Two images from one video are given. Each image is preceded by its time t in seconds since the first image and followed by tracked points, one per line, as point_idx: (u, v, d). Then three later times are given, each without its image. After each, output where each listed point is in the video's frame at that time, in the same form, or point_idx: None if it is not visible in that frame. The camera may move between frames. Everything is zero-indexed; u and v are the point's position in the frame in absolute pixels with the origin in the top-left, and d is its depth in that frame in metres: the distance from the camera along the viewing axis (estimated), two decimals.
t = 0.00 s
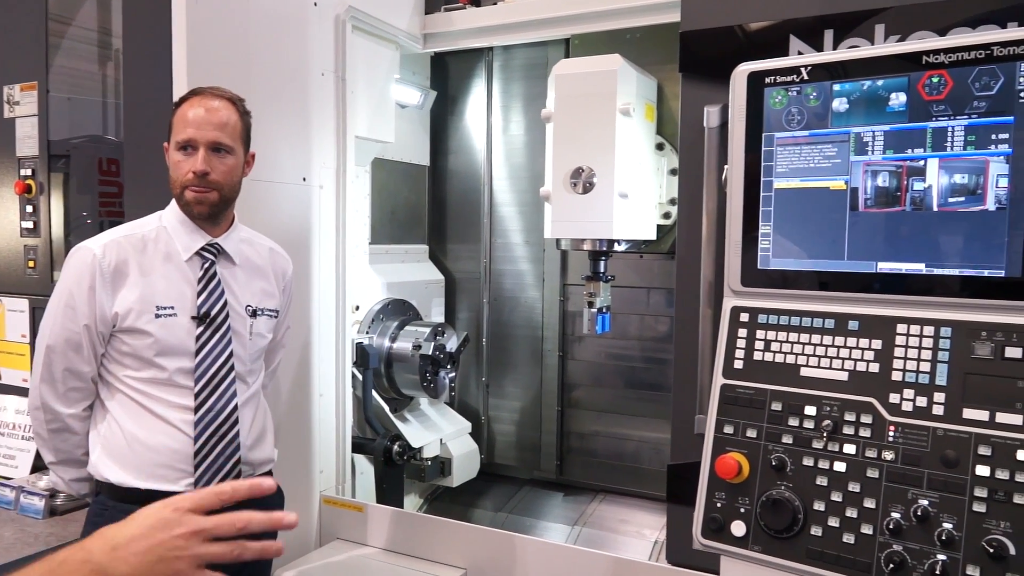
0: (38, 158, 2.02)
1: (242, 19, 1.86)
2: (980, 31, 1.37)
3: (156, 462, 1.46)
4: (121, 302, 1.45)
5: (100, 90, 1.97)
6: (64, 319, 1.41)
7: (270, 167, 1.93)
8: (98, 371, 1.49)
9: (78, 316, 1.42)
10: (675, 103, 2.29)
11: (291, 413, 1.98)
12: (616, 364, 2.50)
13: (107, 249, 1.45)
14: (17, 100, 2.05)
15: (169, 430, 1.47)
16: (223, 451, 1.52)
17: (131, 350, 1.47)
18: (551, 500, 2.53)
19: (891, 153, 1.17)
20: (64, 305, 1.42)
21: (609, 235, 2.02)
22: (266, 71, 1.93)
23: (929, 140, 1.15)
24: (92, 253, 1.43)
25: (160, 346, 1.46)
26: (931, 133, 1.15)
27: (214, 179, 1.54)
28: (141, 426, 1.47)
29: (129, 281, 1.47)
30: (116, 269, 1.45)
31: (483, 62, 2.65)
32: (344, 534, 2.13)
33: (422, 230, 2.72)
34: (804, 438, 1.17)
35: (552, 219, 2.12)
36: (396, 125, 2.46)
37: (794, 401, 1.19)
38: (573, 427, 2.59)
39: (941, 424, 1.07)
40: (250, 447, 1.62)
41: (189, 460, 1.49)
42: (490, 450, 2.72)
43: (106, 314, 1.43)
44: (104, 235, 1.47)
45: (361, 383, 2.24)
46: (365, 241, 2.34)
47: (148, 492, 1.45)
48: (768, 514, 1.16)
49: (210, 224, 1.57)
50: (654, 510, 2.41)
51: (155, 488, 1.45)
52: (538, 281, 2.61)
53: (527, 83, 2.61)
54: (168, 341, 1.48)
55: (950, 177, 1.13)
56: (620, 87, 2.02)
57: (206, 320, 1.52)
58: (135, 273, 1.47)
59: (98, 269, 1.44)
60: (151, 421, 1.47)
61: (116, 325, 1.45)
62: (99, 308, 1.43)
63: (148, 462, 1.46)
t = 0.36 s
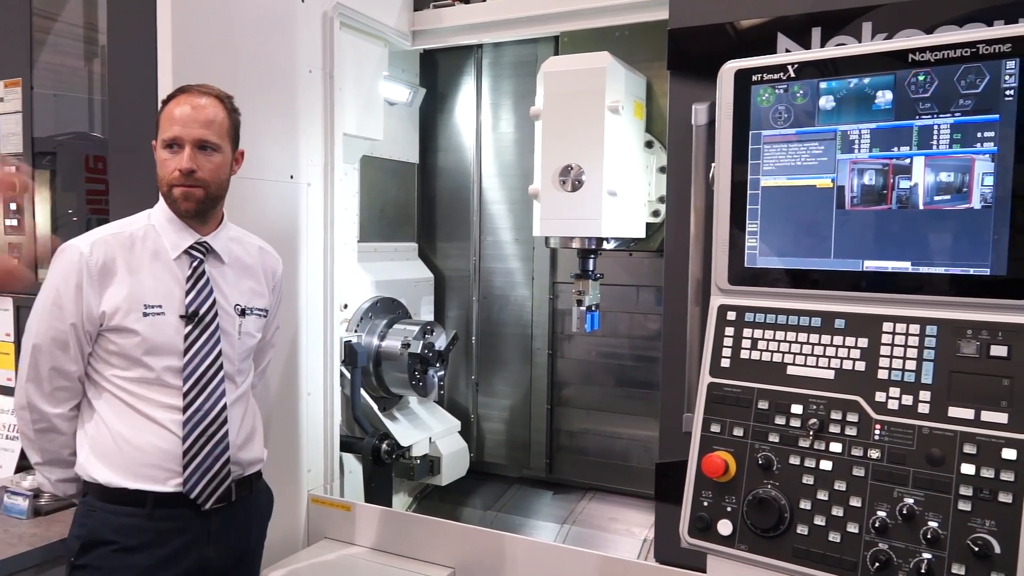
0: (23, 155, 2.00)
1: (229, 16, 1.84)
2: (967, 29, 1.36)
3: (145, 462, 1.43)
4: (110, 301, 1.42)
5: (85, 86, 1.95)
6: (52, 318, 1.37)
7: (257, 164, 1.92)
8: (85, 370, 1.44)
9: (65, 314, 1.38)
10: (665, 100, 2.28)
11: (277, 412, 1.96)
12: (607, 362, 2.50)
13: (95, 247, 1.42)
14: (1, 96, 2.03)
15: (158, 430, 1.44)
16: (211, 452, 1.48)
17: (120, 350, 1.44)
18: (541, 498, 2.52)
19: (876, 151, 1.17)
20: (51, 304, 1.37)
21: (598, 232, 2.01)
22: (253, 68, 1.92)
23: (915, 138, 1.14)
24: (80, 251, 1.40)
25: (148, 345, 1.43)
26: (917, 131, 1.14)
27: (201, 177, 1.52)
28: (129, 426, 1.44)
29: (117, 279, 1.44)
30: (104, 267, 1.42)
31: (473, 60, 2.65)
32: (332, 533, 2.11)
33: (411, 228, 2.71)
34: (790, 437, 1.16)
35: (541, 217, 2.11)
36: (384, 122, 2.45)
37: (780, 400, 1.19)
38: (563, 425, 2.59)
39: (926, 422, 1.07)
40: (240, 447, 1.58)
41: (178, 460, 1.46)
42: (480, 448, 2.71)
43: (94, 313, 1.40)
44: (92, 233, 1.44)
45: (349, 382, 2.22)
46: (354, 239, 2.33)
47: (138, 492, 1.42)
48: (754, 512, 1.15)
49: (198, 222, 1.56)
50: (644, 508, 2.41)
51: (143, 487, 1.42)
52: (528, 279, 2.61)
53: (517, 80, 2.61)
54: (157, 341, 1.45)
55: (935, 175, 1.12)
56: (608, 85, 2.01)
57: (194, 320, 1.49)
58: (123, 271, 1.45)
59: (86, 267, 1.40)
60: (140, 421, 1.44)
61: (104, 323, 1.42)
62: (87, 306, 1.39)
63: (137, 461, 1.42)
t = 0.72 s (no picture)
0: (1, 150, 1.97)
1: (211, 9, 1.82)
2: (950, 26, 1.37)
3: (122, 462, 1.41)
4: (85, 299, 1.40)
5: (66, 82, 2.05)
6: (25, 317, 1.35)
7: (240, 160, 1.90)
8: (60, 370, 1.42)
9: (39, 313, 1.36)
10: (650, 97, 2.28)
11: (259, 410, 1.94)
12: (593, 360, 2.50)
13: (69, 245, 1.40)
14: None
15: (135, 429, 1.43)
16: (192, 450, 1.47)
17: (95, 348, 1.42)
18: (527, 496, 2.52)
19: (860, 148, 1.16)
20: (24, 302, 1.35)
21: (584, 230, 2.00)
22: (236, 63, 1.89)
23: (899, 135, 1.14)
24: (54, 249, 1.39)
25: (125, 343, 1.42)
26: (901, 129, 1.13)
27: (174, 172, 1.49)
28: (106, 426, 1.42)
29: (92, 277, 1.42)
30: (78, 264, 1.41)
31: (459, 56, 2.63)
32: (316, 532, 2.09)
33: (396, 225, 2.69)
34: (773, 435, 1.16)
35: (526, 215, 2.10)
36: (369, 118, 2.43)
37: (764, 398, 1.19)
38: (548, 423, 2.59)
39: (908, 420, 1.07)
40: (221, 446, 1.57)
41: (157, 460, 1.44)
42: (466, 446, 2.70)
43: (69, 311, 1.38)
44: (66, 231, 1.43)
45: (333, 379, 2.20)
46: (338, 235, 2.31)
47: (115, 493, 1.40)
48: (737, 511, 1.16)
49: (174, 218, 1.54)
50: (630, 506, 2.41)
51: (119, 488, 1.40)
52: (514, 277, 2.61)
53: (503, 77, 2.60)
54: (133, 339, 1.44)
55: (919, 172, 1.12)
56: (594, 81, 2.00)
57: (172, 317, 1.48)
58: (98, 268, 1.43)
59: (60, 265, 1.39)
60: (117, 420, 1.42)
61: (79, 322, 1.40)
62: (62, 305, 1.37)
63: (114, 462, 1.40)
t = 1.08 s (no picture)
0: None
1: (190, 8, 1.80)
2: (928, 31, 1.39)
3: (97, 466, 1.39)
4: (60, 301, 1.38)
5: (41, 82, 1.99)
6: None
7: (218, 160, 1.87)
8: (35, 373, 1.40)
9: (13, 315, 1.33)
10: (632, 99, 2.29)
11: (239, 413, 1.91)
12: (576, 361, 2.50)
13: (44, 246, 1.38)
14: None
15: (112, 433, 1.40)
16: (169, 455, 1.45)
17: (71, 351, 1.39)
18: (510, 498, 2.52)
19: (842, 151, 1.18)
20: None
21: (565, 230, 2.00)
22: (215, 61, 1.87)
23: (879, 138, 1.15)
24: (28, 250, 1.36)
25: (101, 347, 1.40)
26: (881, 132, 1.15)
27: (147, 172, 1.46)
28: (82, 431, 1.40)
29: (68, 278, 1.40)
30: (53, 266, 1.38)
31: (441, 56, 2.62)
32: (298, 536, 2.07)
33: (378, 226, 2.67)
34: (758, 436, 1.18)
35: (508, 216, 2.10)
36: (350, 119, 2.41)
37: (747, 399, 1.20)
38: (532, 424, 2.59)
39: (891, 420, 1.08)
40: (200, 450, 1.55)
41: (134, 465, 1.42)
42: (449, 448, 2.70)
43: (43, 314, 1.35)
44: (41, 232, 1.40)
45: (315, 382, 2.18)
46: (319, 237, 2.29)
47: (90, 497, 1.37)
48: (722, 511, 1.17)
49: (150, 219, 1.51)
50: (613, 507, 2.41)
51: (94, 493, 1.38)
52: (496, 278, 2.60)
53: (485, 78, 2.60)
54: (110, 342, 1.41)
55: (899, 175, 1.13)
56: (576, 82, 2.00)
57: (149, 320, 1.46)
58: (73, 270, 1.40)
59: (35, 266, 1.36)
60: (92, 424, 1.40)
61: (54, 324, 1.38)
62: (36, 308, 1.35)
63: (89, 467, 1.38)
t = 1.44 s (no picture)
0: None
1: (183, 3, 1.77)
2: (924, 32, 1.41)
3: (97, 469, 1.36)
4: (58, 301, 1.35)
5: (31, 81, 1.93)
6: None
7: (212, 159, 1.85)
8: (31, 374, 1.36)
9: (10, 316, 1.29)
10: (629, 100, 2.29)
11: (232, 415, 1.89)
12: (568, 361, 2.51)
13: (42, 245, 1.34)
14: None
15: (112, 435, 1.38)
16: (169, 457, 1.43)
17: (69, 352, 1.36)
18: (502, 498, 2.52)
19: (844, 152, 1.20)
20: None
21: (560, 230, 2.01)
22: (208, 58, 1.85)
23: (882, 140, 1.17)
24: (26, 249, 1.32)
25: (100, 348, 1.37)
26: (883, 133, 1.17)
27: (143, 172, 1.42)
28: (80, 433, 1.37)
29: (66, 279, 1.37)
30: (52, 266, 1.35)
31: (432, 55, 2.62)
32: (290, 539, 2.05)
33: (369, 225, 2.66)
34: (760, 438, 1.19)
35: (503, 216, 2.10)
36: (343, 117, 2.39)
37: (750, 400, 1.21)
38: (524, 424, 2.59)
39: (894, 422, 1.10)
40: (199, 451, 1.53)
41: (133, 466, 1.40)
42: (441, 448, 2.69)
43: (42, 314, 1.32)
44: (39, 231, 1.37)
45: (307, 383, 2.16)
46: (312, 236, 2.26)
47: (89, 499, 1.35)
48: (726, 513, 1.18)
49: (147, 218, 1.48)
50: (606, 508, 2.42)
51: (94, 496, 1.35)
52: (488, 279, 2.60)
53: (477, 77, 2.60)
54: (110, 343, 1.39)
55: (902, 176, 1.15)
56: (572, 82, 2.01)
57: (148, 320, 1.43)
58: (72, 270, 1.38)
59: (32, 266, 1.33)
60: (91, 426, 1.37)
61: (52, 325, 1.35)
62: (35, 308, 1.31)
63: (90, 469, 1.36)
